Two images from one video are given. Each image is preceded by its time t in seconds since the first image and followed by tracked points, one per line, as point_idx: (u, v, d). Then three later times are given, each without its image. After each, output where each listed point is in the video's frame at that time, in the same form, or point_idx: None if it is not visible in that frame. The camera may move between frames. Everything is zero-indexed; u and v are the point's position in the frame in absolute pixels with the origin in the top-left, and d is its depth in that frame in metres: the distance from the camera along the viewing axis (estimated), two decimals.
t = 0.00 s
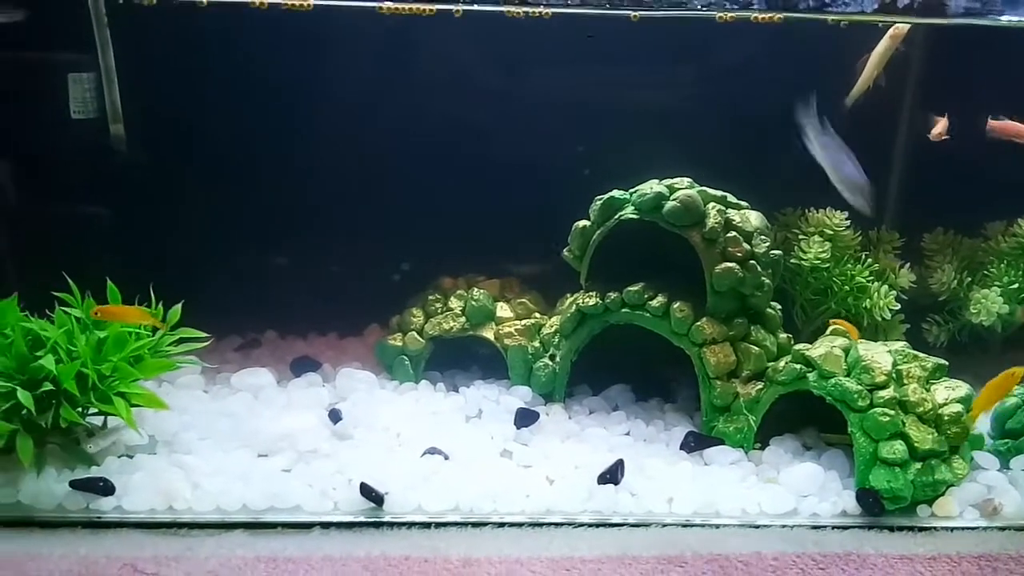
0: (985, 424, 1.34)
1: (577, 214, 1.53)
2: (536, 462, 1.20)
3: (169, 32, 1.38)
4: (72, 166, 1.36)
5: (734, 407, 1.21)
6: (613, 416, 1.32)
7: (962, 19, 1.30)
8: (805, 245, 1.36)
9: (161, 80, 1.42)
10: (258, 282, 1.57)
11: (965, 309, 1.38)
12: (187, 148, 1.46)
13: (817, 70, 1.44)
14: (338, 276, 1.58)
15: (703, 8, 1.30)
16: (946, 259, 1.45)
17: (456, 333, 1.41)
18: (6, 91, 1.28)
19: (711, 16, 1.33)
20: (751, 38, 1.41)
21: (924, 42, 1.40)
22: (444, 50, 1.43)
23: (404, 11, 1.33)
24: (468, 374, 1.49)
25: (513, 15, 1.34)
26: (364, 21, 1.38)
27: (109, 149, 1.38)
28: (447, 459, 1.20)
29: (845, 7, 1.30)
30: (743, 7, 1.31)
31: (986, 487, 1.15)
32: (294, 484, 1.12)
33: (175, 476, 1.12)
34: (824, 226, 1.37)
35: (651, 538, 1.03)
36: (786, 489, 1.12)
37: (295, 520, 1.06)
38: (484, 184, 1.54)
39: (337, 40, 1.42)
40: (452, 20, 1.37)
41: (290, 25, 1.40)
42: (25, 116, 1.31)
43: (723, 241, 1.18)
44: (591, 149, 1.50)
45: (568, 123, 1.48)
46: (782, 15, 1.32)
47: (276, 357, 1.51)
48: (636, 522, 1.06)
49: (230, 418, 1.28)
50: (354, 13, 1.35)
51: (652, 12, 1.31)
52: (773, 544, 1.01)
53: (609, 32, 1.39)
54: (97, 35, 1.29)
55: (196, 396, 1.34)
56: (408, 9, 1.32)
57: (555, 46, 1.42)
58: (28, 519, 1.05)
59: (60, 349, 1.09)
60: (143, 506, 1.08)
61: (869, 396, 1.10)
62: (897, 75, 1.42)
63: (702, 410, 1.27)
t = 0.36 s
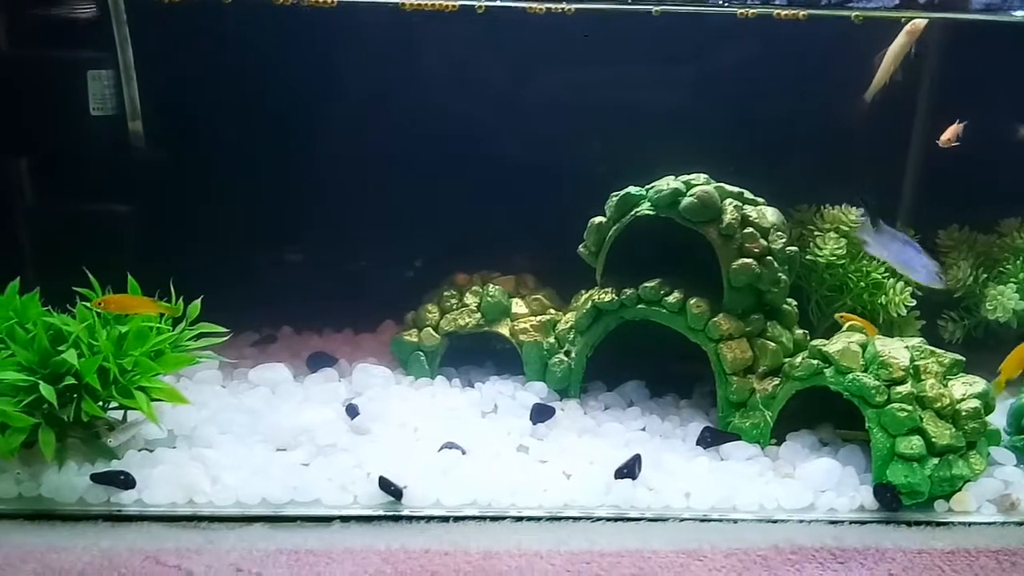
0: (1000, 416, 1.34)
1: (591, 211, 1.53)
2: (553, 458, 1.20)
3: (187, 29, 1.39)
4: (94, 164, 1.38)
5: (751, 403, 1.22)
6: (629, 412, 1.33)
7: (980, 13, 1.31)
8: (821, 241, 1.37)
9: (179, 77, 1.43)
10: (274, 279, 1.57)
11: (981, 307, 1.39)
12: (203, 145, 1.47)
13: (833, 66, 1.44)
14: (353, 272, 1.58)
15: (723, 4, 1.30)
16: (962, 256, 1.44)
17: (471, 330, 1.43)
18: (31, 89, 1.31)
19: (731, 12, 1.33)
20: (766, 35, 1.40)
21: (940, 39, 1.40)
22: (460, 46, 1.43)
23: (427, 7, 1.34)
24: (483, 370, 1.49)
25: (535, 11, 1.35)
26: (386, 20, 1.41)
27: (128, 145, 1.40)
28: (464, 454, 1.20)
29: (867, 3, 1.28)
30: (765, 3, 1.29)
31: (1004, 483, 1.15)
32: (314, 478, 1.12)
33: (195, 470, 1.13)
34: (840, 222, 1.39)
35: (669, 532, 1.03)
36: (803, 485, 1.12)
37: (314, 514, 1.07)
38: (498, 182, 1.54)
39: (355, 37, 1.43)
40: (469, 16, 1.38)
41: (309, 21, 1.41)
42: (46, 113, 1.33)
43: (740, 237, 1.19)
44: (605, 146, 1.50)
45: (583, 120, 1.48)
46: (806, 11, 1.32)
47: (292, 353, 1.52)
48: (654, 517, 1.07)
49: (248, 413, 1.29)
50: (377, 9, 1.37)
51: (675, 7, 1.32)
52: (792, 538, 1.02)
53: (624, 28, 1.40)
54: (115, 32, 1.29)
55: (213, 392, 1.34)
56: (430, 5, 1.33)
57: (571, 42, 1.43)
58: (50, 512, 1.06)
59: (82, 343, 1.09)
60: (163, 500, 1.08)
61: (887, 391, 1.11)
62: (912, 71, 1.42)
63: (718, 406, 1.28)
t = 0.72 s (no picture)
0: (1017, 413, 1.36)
1: (606, 209, 1.54)
2: (570, 455, 1.20)
3: (205, 29, 1.40)
4: (112, 162, 1.39)
5: (767, 401, 1.22)
6: (645, 409, 1.33)
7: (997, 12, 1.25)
8: (837, 239, 1.36)
9: (197, 77, 1.44)
10: (289, 278, 1.58)
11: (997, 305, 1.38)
12: (221, 144, 1.48)
13: (848, 65, 1.44)
14: (368, 271, 1.59)
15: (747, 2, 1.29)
16: (977, 255, 1.46)
17: (486, 327, 1.43)
18: (51, 91, 1.32)
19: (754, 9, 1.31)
20: (781, 33, 1.41)
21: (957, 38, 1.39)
22: (474, 44, 1.44)
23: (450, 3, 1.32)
24: (498, 368, 1.50)
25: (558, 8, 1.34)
26: (400, 17, 1.40)
27: (146, 144, 1.42)
28: (482, 450, 1.21)
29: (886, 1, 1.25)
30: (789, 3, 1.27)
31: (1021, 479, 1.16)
32: (333, 475, 1.13)
33: (215, 466, 1.14)
34: (856, 221, 1.37)
35: (687, 529, 1.04)
36: (821, 482, 1.12)
37: (334, 510, 1.08)
38: (512, 180, 1.55)
39: (371, 36, 1.44)
40: (487, 12, 1.37)
41: (326, 20, 1.42)
42: (66, 112, 1.34)
43: (757, 235, 1.19)
44: (620, 145, 1.51)
45: (597, 119, 1.48)
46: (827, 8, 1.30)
47: (308, 351, 1.52)
48: (672, 514, 1.07)
49: (266, 410, 1.29)
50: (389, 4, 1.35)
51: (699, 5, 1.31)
52: (810, 535, 1.02)
53: (640, 26, 1.40)
54: (135, 31, 1.32)
55: (231, 389, 1.35)
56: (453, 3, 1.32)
57: (587, 41, 1.42)
58: (72, 508, 1.07)
59: (104, 340, 1.10)
60: (185, 495, 1.09)
61: (904, 388, 1.11)
62: (929, 68, 1.41)
63: (734, 403, 1.28)
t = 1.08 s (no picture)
0: None
1: (625, 207, 1.54)
2: (591, 451, 1.21)
3: (228, 29, 1.42)
4: (136, 160, 1.41)
5: (788, 398, 1.22)
6: (665, 406, 1.34)
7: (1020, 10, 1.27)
8: (856, 237, 1.37)
9: (218, 76, 1.45)
10: (309, 276, 1.59)
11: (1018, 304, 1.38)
12: (242, 143, 1.49)
13: (870, 63, 1.44)
14: (386, 269, 1.60)
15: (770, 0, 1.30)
16: (996, 253, 1.45)
17: (506, 325, 1.44)
18: (76, 88, 1.35)
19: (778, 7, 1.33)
20: (800, 31, 1.42)
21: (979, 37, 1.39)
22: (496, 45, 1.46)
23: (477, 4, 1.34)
24: (517, 365, 1.51)
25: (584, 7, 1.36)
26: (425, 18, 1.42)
27: (169, 143, 1.42)
28: (504, 446, 1.22)
29: None
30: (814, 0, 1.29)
31: None
32: (357, 470, 1.14)
33: (241, 461, 1.15)
34: (876, 219, 1.39)
35: (711, 524, 1.04)
36: (843, 478, 1.13)
37: (358, 505, 1.09)
38: (531, 179, 1.56)
39: (392, 36, 1.45)
40: (514, 14, 1.41)
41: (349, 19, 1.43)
42: (89, 111, 1.36)
43: (778, 232, 1.19)
44: (638, 143, 1.51)
45: (617, 118, 1.49)
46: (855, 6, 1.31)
47: (328, 348, 1.53)
48: (695, 509, 1.07)
49: (289, 406, 1.31)
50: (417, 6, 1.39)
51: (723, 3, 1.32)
52: (834, 530, 1.03)
53: (661, 25, 1.41)
54: (158, 31, 1.33)
55: (254, 386, 1.36)
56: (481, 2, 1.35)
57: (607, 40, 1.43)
58: (100, 503, 1.08)
59: (131, 336, 1.12)
60: (211, 490, 1.11)
61: (926, 386, 1.11)
62: (948, 69, 1.42)
63: (754, 400, 1.29)
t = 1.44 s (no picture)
0: None
1: (645, 204, 1.55)
2: (613, 448, 1.21)
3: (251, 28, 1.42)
4: (158, 157, 1.42)
5: (810, 396, 1.23)
6: (686, 404, 1.34)
7: None
8: (877, 234, 1.37)
9: (240, 75, 1.46)
10: (329, 273, 1.60)
11: None
12: (267, 144, 1.51)
13: (890, 59, 1.44)
14: (405, 267, 1.61)
15: None
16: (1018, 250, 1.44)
17: (526, 323, 1.45)
18: (101, 89, 1.36)
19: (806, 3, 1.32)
20: (818, 28, 1.43)
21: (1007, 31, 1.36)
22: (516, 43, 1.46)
23: (505, 3, 1.33)
24: (537, 363, 1.51)
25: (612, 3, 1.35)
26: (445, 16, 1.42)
27: (194, 142, 1.44)
28: (526, 443, 1.23)
29: None
30: None
31: None
32: (382, 466, 1.16)
33: (267, 457, 1.16)
34: (896, 216, 1.40)
35: (736, 521, 1.05)
36: (867, 475, 1.13)
37: (384, 501, 1.10)
38: (550, 176, 1.56)
39: (412, 35, 1.45)
40: (537, 9, 1.38)
41: (370, 19, 1.44)
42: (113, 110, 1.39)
43: (801, 230, 1.20)
44: (658, 141, 1.52)
45: (636, 115, 1.50)
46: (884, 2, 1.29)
47: (349, 346, 1.55)
48: (719, 506, 1.08)
49: (312, 403, 1.32)
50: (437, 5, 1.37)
51: None
52: (858, 528, 1.03)
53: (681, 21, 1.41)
54: (182, 31, 1.34)
55: (277, 383, 1.37)
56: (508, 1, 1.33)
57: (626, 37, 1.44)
58: (128, 499, 1.09)
59: (160, 333, 1.13)
60: (238, 487, 1.12)
61: (950, 383, 1.11)
62: (971, 64, 1.39)
63: (776, 398, 1.29)
